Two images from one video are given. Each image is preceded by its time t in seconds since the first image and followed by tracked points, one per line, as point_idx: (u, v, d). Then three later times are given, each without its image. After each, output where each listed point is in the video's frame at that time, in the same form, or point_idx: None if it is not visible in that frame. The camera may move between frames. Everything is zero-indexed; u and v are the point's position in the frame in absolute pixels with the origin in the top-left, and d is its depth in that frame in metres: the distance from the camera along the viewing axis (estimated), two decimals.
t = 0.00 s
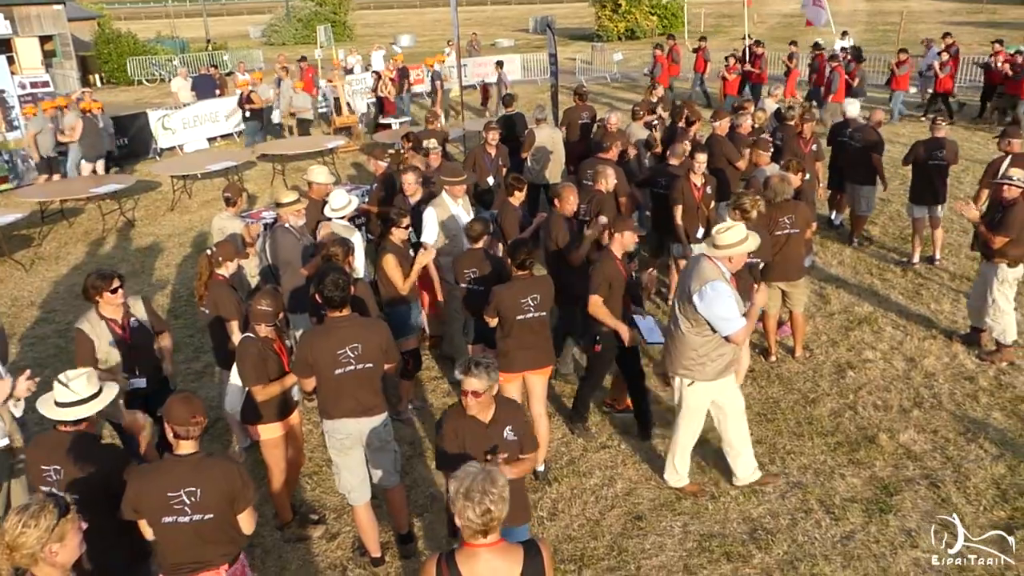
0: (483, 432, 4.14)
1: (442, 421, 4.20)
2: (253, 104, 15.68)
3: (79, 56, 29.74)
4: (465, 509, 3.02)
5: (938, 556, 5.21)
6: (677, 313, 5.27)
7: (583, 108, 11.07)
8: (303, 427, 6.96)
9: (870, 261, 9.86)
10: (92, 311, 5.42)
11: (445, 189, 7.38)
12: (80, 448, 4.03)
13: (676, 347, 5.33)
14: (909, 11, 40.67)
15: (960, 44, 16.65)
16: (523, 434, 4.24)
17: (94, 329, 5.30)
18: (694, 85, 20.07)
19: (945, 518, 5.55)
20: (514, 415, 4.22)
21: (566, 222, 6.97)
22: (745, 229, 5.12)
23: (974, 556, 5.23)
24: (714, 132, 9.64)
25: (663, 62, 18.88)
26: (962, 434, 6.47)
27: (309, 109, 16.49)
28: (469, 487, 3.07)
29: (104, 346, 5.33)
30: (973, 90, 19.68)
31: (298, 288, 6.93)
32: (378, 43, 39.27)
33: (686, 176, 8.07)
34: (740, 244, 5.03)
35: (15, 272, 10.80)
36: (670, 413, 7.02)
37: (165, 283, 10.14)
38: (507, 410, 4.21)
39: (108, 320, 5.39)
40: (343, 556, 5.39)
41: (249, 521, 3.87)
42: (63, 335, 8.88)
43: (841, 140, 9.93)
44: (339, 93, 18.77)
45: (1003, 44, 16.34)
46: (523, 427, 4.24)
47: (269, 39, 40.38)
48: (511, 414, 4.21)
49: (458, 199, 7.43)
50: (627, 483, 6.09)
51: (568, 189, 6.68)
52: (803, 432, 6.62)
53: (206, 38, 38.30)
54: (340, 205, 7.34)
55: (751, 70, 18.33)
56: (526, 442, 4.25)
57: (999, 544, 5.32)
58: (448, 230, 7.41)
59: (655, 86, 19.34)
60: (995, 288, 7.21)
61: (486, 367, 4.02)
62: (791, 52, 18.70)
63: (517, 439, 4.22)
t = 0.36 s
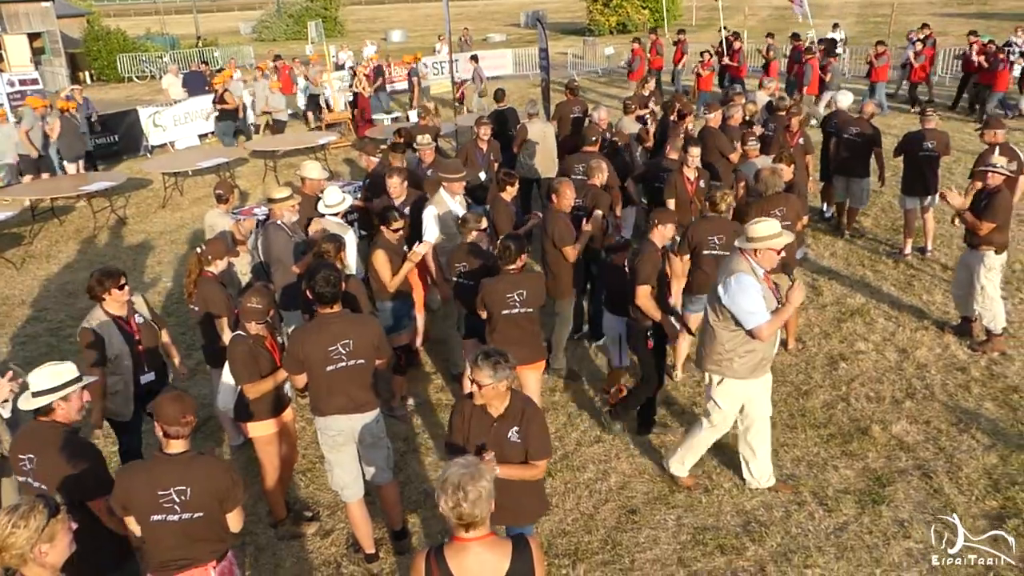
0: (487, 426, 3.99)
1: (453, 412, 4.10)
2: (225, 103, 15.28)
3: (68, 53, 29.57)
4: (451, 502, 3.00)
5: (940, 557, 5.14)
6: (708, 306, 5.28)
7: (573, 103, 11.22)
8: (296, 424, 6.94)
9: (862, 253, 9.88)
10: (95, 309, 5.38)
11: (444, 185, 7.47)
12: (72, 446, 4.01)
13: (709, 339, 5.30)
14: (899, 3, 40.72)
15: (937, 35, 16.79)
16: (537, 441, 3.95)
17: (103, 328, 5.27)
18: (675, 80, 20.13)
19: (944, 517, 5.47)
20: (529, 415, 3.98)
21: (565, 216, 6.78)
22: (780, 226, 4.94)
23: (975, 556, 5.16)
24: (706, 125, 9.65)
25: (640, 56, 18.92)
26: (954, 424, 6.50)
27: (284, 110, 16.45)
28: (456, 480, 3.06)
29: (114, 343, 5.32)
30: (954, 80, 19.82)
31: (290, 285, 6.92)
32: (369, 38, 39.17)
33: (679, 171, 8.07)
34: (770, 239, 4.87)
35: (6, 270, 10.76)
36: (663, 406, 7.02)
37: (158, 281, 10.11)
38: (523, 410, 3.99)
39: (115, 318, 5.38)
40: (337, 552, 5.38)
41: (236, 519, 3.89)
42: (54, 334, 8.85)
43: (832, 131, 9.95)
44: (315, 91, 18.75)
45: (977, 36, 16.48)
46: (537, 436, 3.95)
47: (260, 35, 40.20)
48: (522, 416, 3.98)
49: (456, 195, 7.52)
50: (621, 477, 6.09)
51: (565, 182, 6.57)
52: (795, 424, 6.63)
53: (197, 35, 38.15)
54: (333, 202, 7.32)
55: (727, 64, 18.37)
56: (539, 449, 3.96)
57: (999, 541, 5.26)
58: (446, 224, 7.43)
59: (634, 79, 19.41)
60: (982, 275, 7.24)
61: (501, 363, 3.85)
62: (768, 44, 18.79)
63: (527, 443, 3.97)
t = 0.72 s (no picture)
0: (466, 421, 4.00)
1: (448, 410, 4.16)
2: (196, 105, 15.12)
3: (57, 52, 29.43)
4: (437, 494, 3.01)
5: (940, 557, 5.07)
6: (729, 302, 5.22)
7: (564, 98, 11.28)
8: (289, 422, 6.94)
9: (853, 245, 9.90)
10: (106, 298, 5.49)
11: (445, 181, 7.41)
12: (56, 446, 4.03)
13: (734, 335, 5.24)
14: None
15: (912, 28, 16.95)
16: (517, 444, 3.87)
17: (119, 314, 5.41)
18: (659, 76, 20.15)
19: (945, 517, 5.40)
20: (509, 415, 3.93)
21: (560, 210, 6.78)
22: (800, 220, 4.86)
23: (975, 556, 5.09)
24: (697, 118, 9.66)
25: (621, 52, 18.85)
26: (945, 414, 6.53)
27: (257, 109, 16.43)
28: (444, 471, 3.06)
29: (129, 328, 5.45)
30: (930, 72, 19.99)
31: (282, 283, 6.93)
32: (359, 35, 39.06)
33: (670, 166, 8.09)
34: (789, 234, 4.79)
35: None
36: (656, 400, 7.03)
37: (148, 280, 10.08)
38: (503, 409, 3.94)
39: (126, 306, 5.49)
40: (331, 550, 5.39)
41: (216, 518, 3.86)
42: (45, 335, 8.83)
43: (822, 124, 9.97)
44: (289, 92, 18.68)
45: (951, 29, 16.63)
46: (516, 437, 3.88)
47: (250, 33, 39.99)
48: (500, 415, 3.93)
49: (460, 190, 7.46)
50: (613, 472, 6.10)
51: (558, 175, 6.57)
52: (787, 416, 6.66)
53: (186, 33, 37.97)
54: (324, 198, 7.26)
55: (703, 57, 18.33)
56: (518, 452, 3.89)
57: (998, 543, 5.17)
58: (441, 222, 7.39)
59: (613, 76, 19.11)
60: (967, 264, 7.29)
61: (483, 358, 3.85)
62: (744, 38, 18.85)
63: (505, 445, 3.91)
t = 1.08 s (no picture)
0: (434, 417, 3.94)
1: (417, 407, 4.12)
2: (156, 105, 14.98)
3: (30, 50, 29.04)
4: (413, 484, 3.00)
5: (938, 557, 5.06)
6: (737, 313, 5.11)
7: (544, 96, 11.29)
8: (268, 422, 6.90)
9: (831, 241, 9.97)
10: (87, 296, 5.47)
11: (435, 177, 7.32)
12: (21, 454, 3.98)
13: (742, 347, 5.10)
14: None
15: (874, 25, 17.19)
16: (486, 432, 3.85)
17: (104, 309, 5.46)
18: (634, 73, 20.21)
19: (943, 516, 5.40)
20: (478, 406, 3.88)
21: (540, 207, 6.78)
22: (807, 224, 4.80)
23: (975, 556, 5.09)
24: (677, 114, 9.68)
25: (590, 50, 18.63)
26: (922, 408, 6.60)
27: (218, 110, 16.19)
28: (424, 462, 3.05)
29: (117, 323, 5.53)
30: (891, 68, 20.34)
31: (261, 282, 6.88)
32: (339, 33, 38.91)
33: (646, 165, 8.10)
34: (797, 237, 4.73)
35: None
36: (637, 396, 7.04)
37: (125, 281, 9.98)
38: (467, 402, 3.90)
39: (109, 303, 5.52)
40: (311, 550, 5.36)
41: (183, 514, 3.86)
42: (20, 336, 8.72)
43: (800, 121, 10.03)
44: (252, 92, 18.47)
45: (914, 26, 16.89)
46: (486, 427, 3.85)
47: (227, 30, 39.64)
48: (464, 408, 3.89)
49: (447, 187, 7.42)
50: (595, 469, 6.11)
51: (541, 171, 6.59)
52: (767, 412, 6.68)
53: (163, 30, 37.59)
54: (305, 193, 7.18)
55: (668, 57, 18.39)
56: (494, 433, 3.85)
57: (998, 542, 5.18)
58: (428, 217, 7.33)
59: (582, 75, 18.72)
60: (941, 257, 7.35)
61: (440, 368, 3.82)
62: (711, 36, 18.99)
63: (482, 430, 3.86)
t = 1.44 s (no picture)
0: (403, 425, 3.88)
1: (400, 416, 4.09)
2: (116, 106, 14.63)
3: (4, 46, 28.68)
4: (386, 477, 2.99)
5: (938, 557, 5.06)
6: (746, 315, 5.12)
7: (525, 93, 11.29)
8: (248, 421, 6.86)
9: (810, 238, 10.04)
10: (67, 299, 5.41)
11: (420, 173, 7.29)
12: None
13: (749, 350, 5.12)
14: None
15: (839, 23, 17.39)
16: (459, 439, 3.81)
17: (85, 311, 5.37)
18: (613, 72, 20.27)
19: (945, 517, 5.38)
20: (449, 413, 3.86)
21: (520, 205, 6.78)
22: (816, 228, 4.79)
23: (975, 556, 5.08)
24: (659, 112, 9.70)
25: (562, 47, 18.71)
26: (900, 403, 6.66)
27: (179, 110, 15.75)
28: (397, 455, 3.03)
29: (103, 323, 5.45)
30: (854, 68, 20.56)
31: (241, 279, 6.85)
32: (320, 30, 38.77)
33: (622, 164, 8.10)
34: (806, 242, 4.73)
35: None
36: (618, 393, 7.05)
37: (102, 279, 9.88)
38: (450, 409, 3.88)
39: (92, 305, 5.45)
40: (292, 549, 5.33)
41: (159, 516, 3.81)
42: None
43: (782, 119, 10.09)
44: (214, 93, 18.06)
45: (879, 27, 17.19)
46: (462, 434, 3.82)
47: (207, 27, 39.31)
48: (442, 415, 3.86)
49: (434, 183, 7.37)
50: (576, 466, 6.12)
51: (521, 168, 6.59)
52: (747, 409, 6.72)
53: (141, 26, 37.23)
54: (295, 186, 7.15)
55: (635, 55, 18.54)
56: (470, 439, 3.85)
57: (998, 543, 5.16)
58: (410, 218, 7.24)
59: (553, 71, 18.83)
60: (916, 253, 7.41)
61: (411, 379, 3.78)
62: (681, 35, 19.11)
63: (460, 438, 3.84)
